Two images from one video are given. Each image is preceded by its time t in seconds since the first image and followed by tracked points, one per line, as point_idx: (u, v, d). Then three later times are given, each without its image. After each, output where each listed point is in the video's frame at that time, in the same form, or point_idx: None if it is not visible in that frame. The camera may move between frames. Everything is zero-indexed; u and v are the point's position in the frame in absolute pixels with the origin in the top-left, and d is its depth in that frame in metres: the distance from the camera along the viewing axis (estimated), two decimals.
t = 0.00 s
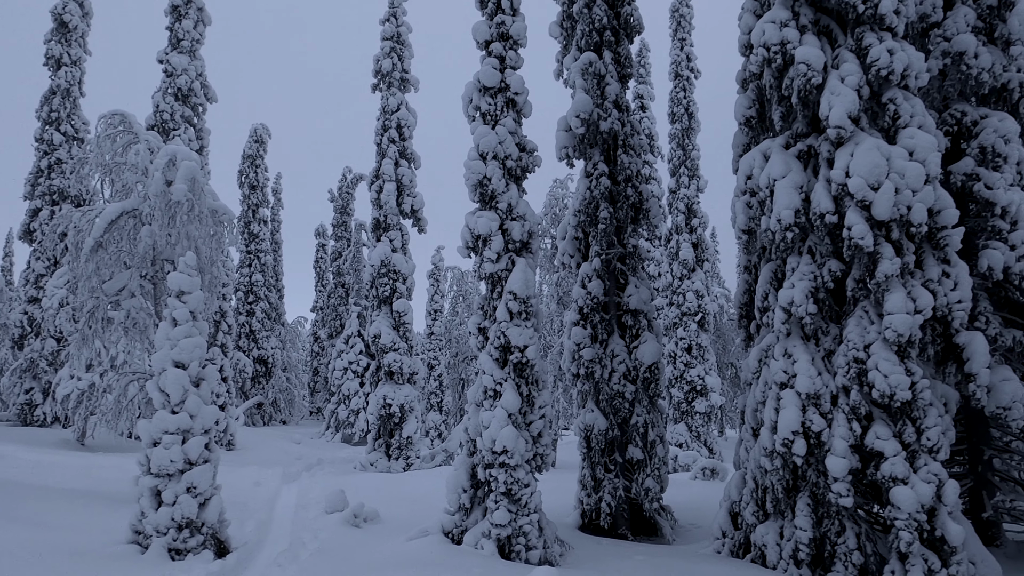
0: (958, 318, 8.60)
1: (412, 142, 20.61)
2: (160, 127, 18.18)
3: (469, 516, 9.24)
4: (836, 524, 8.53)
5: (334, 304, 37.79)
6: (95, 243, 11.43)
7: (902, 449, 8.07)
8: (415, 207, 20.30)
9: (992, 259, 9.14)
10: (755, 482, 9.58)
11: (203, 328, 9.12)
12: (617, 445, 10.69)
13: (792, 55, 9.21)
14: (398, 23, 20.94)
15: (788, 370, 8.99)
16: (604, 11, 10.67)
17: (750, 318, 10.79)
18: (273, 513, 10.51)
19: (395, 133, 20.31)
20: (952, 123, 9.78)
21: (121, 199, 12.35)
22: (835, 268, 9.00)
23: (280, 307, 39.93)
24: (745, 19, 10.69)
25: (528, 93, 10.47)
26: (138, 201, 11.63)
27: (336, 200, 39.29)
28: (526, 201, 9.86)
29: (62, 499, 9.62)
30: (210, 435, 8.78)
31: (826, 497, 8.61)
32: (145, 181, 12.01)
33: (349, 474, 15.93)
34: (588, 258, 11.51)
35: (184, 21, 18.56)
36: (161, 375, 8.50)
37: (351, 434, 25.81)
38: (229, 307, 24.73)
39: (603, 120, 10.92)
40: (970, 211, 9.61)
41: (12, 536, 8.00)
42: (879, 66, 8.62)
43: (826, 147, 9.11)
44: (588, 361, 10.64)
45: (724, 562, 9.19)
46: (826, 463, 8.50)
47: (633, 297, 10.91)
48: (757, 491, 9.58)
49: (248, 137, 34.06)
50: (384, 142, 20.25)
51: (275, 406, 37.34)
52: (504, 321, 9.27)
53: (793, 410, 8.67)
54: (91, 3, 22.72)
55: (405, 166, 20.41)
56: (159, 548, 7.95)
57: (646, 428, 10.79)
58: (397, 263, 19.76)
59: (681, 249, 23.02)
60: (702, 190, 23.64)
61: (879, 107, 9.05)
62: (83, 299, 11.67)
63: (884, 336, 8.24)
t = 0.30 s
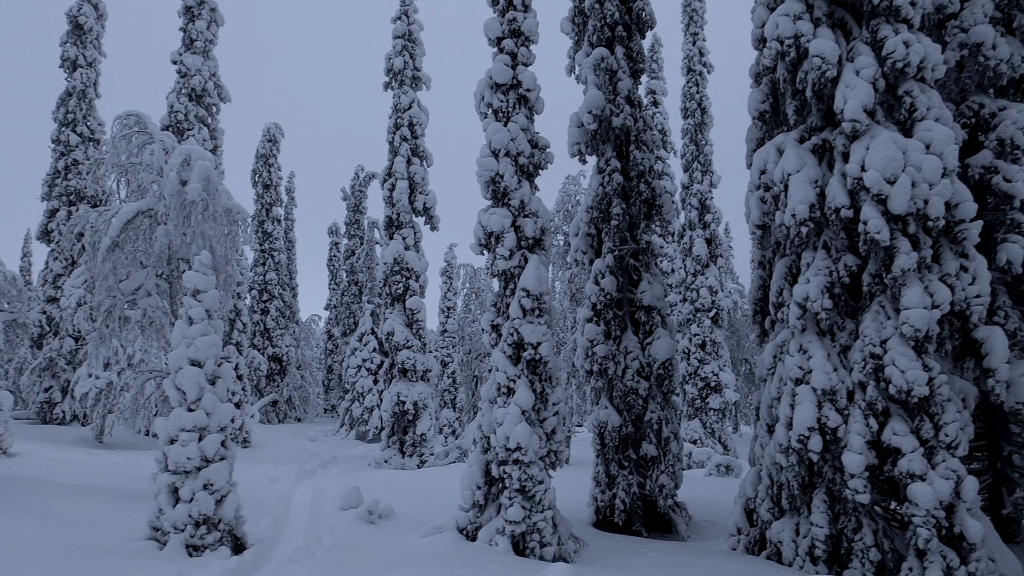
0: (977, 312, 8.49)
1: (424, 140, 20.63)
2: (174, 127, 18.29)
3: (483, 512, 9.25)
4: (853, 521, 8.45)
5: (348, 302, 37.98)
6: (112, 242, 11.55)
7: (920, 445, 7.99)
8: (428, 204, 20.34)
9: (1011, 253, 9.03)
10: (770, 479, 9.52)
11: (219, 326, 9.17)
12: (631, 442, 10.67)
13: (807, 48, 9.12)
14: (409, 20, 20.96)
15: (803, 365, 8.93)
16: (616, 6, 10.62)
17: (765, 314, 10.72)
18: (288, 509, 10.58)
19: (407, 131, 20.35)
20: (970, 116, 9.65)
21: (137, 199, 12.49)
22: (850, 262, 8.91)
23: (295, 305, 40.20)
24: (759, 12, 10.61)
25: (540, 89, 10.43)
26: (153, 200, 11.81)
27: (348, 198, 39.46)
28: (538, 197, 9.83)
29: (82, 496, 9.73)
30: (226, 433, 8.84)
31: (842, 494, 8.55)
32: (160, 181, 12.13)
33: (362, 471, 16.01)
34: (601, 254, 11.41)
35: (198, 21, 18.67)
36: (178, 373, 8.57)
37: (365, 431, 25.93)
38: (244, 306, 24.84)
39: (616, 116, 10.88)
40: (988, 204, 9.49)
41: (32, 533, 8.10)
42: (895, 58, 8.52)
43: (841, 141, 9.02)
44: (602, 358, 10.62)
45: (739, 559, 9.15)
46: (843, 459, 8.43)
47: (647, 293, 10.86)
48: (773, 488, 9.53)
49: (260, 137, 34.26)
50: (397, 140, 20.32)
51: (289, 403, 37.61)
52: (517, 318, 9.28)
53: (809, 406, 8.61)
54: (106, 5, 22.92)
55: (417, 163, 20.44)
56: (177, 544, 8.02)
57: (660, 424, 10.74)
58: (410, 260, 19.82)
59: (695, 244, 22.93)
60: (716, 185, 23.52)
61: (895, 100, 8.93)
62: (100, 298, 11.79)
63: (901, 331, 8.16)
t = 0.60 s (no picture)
0: (999, 307, 8.37)
1: (439, 136, 20.65)
2: (191, 125, 18.41)
3: (498, 507, 9.26)
4: (871, 518, 8.38)
5: (363, 298, 38.17)
6: (130, 239, 11.69)
7: (939, 442, 7.90)
8: (443, 200, 20.36)
9: None
10: (787, 475, 9.47)
11: (236, 322, 9.24)
12: (646, 437, 10.64)
13: (824, 40, 9.02)
14: (424, 17, 20.98)
15: (820, 361, 8.85)
16: None
17: (782, 309, 10.64)
18: (304, 504, 10.65)
19: (422, 127, 20.39)
20: (992, 108, 9.50)
21: (155, 196, 12.62)
22: (869, 257, 8.81)
23: (310, 302, 40.48)
24: (776, 4, 10.50)
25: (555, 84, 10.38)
26: (171, 197, 11.99)
27: (363, 194, 39.57)
28: (553, 192, 9.81)
29: (103, 490, 9.86)
30: (243, 428, 8.90)
31: (860, 491, 8.47)
32: (178, 178, 12.25)
33: (377, 466, 16.10)
34: (616, 250, 11.41)
35: (213, 19, 18.76)
36: (196, 368, 8.63)
37: (380, 427, 26.07)
38: (260, 302, 25.02)
39: (630, 111, 10.84)
40: (1010, 198, 9.35)
41: (54, 526, 8.22)
42: (915, 50, 8.41)
43: (859, 134, 8.91)
44: (617, 354, 10.60)
45: (755, 556, 9.11)
46: (861, 456, 8.35)
47: (662, 288, 10.82)
48: (790, 484, 9.47)
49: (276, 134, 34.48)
50: (411, 136, 20.37)
51: (306, 398, 37.88)
52: (532, 314, 9.27)
53: (826, 402, 8.53)
54: (123, 4, 23.12)
55: (432, 160, 20.47)
56: (195, 538, 8.10)
57: (676, 420, 10.70)
58: (425, 256, 19.87)
59: (710, 240, 22.84)
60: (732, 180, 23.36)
61: (915, 92, 8.80)
62: (119, 294, 11.93)
63: (920, 327, 8.06)
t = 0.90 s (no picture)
0: None
1: (457, 132, 20.67)
2: (213, 122, 18.57)
3: (517, 503, 9.27)
4: (895, 516, 8.26)
5: (382, 294, 38.39)
6: (154, 236, 11.84)
7: (965, 440, 7.78)
8: (461, 196, 20.37)
9: None
10: (809, 473, 9.38)
11: (257, 318, 9.31)
12: (665, 434, 10.60)
13: (847, 33, 8.89)
14: (442, 13, 20.99)
15: (843, 358, 8.74)
16: None
17: (803, 305, 10.52)
18: (325, 498, 10.75)
19: (440, 123, 20.44)
20: (1020, 100, 9.29)
21: (177, 193, 12.77)
22: (893, 252, 8.68)
23: (330, 298, 40.81)
24: None
25: (574, 79, 10.32)
26: (193, 195, 12.12)
27: (382, 191, 39.77)
28: (572, 188, 9.77)
29: (128, 483, 10.03)
30: (265, 422, 8.97)
31: (884, 489, 8.36)
32: (201, 175, 12.38)
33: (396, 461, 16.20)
34: (635, 245, 11.36)
35: (234, 18, 18.89)
36: (218, 364, 8.72)
37: (399, 422, 26.22)
38: (281, 298, 25.26)
39: (650, 106, 10.77)
40: None
41: (81, 518, 8.38)
42: (941, 42, 8.25)
43: (884, 127, 8.77)
44: (636, 350, 10.57)
45: (776, 553, 9.04)
46: (884, 453, 8.25)
47: (682, 284, 10.75)
48: (811, 482, 9.38)
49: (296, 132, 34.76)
50: (430, 132, 20.42)
51: (326, 394, 38.21)
52: (551, 310, 9.26)
53: (849, 399, 8.43)
54: (146, 4, 23.39)
55: (451, 156, 20.49)
56: (218, 531, 8.19)
57: (696, 417, 10.63)
58: (443, 253, 19.92)
59: (730, 235, 22.68)
60: (752, 174, 23.14)
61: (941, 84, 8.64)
62: (143, 291, 12.10)
63: (946, 323, 7.93)
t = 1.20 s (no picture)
0: None
1: (477, 131, 20.69)
2: (236, 123, 18.79)
3: (537, 502, 9.25)
4: (921, 519, 8.11)
5: (403, 293, 38.64)
6: (179, 236, 12.03)
7: (995, 442, 7.63)
8: (481, 196, 20.40)
9: None
10: (833, 474, 9.25)
11: (280, 317, 9.38)
12: (686, 434, 10.52)
13: (873, 28, 8.76)
14: (462, 12, 21.03)
15: (868, 358, 8.60)
16: None
17: (828, 305, 10.38)
18: (346, 496, 10.82)
19: (461, 123, 20.49)
20: None
21: (201, 193, 12.97)
22: (920, 251, 8.53)
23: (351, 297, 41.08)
24: None
25: (594, 77, 10.29)
26: (217, 195, 12.30)
27: (402, 190, 39.97)
28: (593, 187, 9.74)
29: (153, 479, 10.19)
30: (287, 420, 9.02)
31: (910, 491, 8.20)
32: (224, 176, 12.53)
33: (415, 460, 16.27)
34: (656, 244, 11.30)
35: (257, 19, 19.07)
36: (242, 362, 8.80)
37: (420, 421, 26.33)
38: (303, 297, 25.50)
39: (671, 104, 10.70)
40: None
41: (109, 513, 8.54)
42: (969, 37, 8.11)
43: (910, 124, 8.63)
44: (657, 349, 10.53)
45: (800, 555, 8.92)
46: (910, 455, 8.12)
47: (703, 283, 10.66)
48: (836, 483, 9.24)
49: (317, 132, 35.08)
50: (450, 132, 20.49)
51: (347, 392, 38.51)
52: (572, 309, 9.24)
53: (874, 399, 8.31)
54: (171, 7, 23.73)
55: (471, 155, 20.51)
56: (242, 528, 8.25)
57: (718, 417, 10.54)
58: (464, 252, 19.95)
59: (753, 234, 22.48)
60: (775, 173, 22.91)
61: (969, 80, 8.48)
62: (168, 289, 12.28)
63: (974, 323, 7.79)
